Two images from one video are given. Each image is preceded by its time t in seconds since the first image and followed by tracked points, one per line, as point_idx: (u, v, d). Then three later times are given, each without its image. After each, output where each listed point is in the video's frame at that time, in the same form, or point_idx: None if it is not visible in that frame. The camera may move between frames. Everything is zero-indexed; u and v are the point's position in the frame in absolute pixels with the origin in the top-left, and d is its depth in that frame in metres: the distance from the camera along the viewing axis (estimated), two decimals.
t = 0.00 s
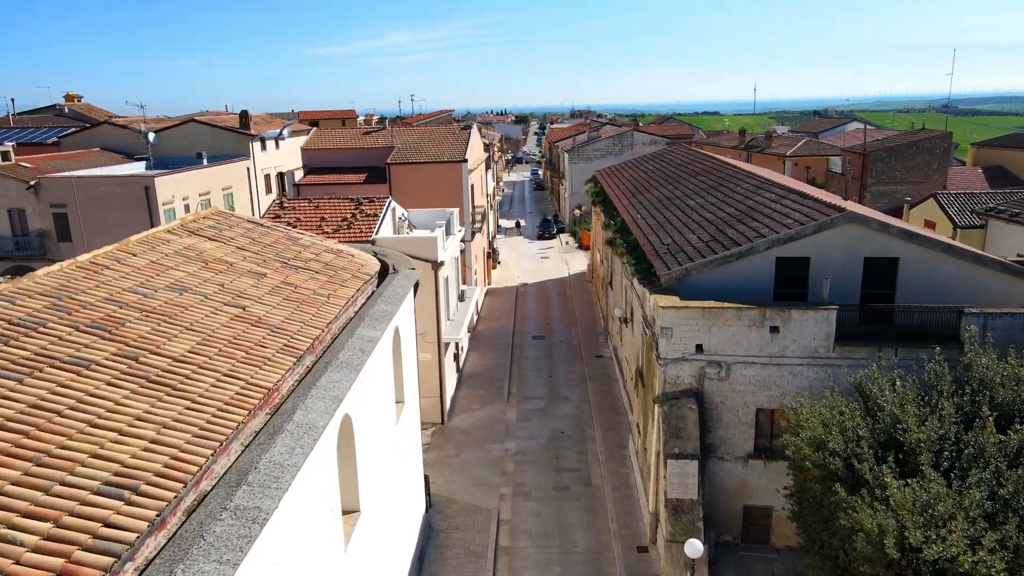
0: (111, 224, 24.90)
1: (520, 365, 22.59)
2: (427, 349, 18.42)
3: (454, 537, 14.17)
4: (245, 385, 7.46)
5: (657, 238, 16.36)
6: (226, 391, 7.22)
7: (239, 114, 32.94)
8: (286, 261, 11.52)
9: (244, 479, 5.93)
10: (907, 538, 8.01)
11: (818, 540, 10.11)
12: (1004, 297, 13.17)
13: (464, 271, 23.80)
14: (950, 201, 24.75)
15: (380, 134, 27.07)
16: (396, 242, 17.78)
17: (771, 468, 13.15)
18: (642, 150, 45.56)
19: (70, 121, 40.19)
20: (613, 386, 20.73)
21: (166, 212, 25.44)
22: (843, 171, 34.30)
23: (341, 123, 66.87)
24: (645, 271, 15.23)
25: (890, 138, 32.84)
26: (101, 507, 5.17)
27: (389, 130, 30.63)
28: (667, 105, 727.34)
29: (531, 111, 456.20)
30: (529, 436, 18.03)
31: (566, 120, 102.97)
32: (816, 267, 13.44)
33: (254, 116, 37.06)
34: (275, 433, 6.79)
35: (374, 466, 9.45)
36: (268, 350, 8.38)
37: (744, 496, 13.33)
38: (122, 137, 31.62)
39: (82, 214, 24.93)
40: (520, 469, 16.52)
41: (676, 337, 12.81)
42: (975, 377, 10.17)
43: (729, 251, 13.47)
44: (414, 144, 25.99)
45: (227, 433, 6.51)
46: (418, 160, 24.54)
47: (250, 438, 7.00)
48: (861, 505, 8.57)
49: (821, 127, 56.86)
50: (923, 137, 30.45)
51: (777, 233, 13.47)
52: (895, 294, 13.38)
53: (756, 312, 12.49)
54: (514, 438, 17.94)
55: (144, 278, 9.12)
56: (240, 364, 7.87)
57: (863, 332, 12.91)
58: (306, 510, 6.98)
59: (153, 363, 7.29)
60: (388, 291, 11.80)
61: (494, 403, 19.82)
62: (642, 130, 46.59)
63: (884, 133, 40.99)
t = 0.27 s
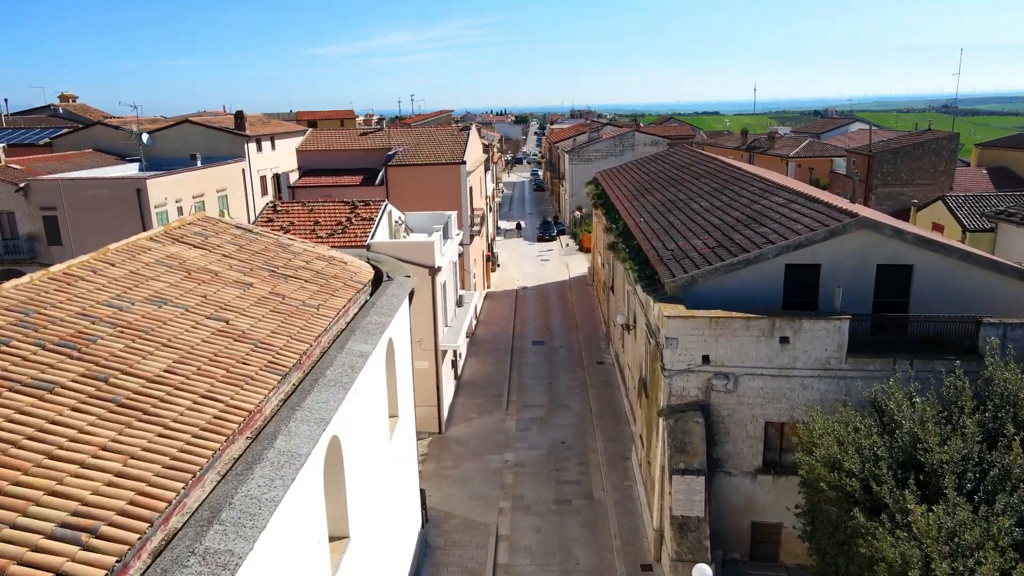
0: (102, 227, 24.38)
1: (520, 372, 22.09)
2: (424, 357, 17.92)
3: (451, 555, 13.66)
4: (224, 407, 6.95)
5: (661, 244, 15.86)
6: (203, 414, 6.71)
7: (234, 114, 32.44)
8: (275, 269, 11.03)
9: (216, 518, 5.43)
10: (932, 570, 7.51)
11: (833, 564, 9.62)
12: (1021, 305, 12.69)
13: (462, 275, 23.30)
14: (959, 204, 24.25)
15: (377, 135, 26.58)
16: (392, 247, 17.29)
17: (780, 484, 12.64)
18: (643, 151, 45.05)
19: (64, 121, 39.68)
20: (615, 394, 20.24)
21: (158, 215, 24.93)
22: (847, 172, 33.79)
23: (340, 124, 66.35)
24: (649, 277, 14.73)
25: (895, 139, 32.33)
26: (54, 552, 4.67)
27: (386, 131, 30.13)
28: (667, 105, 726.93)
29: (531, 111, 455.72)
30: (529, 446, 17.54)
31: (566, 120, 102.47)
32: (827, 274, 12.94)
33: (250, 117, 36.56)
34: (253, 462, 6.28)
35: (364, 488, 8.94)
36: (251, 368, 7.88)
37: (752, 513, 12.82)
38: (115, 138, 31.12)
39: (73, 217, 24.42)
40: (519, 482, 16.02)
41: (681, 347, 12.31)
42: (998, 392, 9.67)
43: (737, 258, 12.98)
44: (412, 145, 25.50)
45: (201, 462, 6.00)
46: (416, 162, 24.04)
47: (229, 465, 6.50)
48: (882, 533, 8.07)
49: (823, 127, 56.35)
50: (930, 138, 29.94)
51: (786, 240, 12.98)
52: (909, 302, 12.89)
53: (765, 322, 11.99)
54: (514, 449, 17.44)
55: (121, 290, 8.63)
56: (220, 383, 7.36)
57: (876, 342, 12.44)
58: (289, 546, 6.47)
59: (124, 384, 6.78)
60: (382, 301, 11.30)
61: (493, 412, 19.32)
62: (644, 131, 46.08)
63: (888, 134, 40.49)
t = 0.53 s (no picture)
0: (93, 230, 23.86)
1: (520, 379, 21.57)
2: (421, 365, 17.43)
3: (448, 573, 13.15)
4: (201, 431, 6.44)
5: (666, 249, 15.36)
6: (177, 441, 6.20)
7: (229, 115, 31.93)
8: (263, 279, 10.53)
9: (185, 563, 4.94)
10: None
11: None
12: None
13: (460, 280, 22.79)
14: (968, 206, 23.75)
15: (373, 136, 26.07)
16: (388, 253, 16.78)
17: (791, 501, 12.13)
18: (644, 152, 44.53)
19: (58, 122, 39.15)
20: (617, 402, 19.72)
21: (150, 217, 24.41)
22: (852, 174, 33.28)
23: (338, 125, 65.84)
24: (653, 284, 14.23)
25: (901, 140, 31.83)
26: None
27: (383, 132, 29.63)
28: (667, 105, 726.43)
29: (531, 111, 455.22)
30: (529, 457, 17.03)
31: (566, 121, 101.90)
32: (839, 282, 12.44)
33: (246, 117, 36.04)
34: (229, 496, 5.77)
35: (354, 513, 8.43)
36: (232, 388, 7.37)
37: (761, 531, 12.30)
38: (107, 139, 30.59)
39: (62, 220, 23.89)
40: (519, 495, 15.51)
41: (688, 358, 11.81)
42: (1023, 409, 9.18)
43: (745, 265, 12.49)
44: (409, 146, 25.00)
45: (172, 496, 5.50)
46: (413, 164, 23.54)
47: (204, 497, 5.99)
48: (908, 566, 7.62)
49: (826, 128, 55.83)
50: (936, 139, 29.43)
51: (796, 246, 12.48)
52: (925, 311, 12.40)
53: (776, 332, 11.49)
54: (513, 460, 16.94)
55: (96, 303, 8.13)
56: (197, 405, 6.85)
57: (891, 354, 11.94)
58: None
59: (92, 408, 6.28)
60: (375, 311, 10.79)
61: (492, 421, 18.81)
62: (644, 131, 45.56)
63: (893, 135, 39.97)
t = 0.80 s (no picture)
0: (83, 233, 23.36)
1: (519, 386, 21.08)
2: (418, 373, 16.94)
3: None
4: (173, 460, 5.94)
5: (671, 254, 14.85)
6: (146, 472, 5.71)
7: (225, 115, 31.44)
8: (249, 288, 10.03)
9: None
10: None
11: None
12: None
13: (459, 284, 22.30)
14: (977, 209, 23.25)
15: (370, 138, 25.58)
16: (384, 259, 16.29)
17: (802, 519, 11.63)
18: (646, 152, 44.04)
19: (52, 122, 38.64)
20: (619, 411, 19.23)
21: (142, 220, 23.90)
22: (857, 175, 32.79)
23: (337, 125, 65.38)
24: (658, 291, 13.73)
25: (907, 141, 31.33)
26: None
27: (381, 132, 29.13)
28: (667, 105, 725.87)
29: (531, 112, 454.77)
30: (529, 468, 16.54)
31: (566, 122, 101.39)
32: (851, 290, 11.94)
33: (242, 117, 35.54)
34: (201, 536, 5.29)
35: (343, 540, 7.92)
36: (210, 410, 6.87)
37: (770, 550, 11.80)
38: (100, 139, 30.08)
39: (52, 222, 23.38)
40: (518, 509, 15.02)
41: (695, 371, 11.31)
42: None
43: (755, 272, 11.99)
44: (407, 147, 24.51)
45: (137, 537, 5.01)
46: (411, 165, 23.04)
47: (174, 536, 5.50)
48: None
49: (828, 128, 55.35)
50: (943, 140, 28.94)
51: (808, 253, 11.97)
52: (941, 320, 11.91)
53: (787, 344, 10.98)
54: (513, 472, 16.45)
55: (66, 317, 7.64)
56: (171, 430, 6.36)
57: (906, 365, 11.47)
58: None
59: (53, 438, 5.78)
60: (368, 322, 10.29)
61: (491, 431, 18.31)
62: (646, 132, 45.07)
63: (897, 135, 39.47)
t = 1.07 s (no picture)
0: (74, 236, 22.85)
1: (519, 393, 20.58)
2: (415, 383, 16.44)
3: None
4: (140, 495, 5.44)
5: (676, 260, 14.35)
6: (109, 509, 5.20)
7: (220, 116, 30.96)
8: (235, 299, 9.54)
9: None
10: None
11: None
12: None
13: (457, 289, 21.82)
14: (988, 212, 22.75)
15: (367, 139, 25.09)
16: (380, 265, 15.80)
17: (814, 538, 11.13)
18: (647, 153, 43.55)
19: (45, 122, 38.14)
20: (622, 420, 18.73)
21: (135, 223, 23.38)
22: (862, 176, 32.29)
23: (336, 125, 64.93)
24: (663, 298, 13.22)
25: (914, 142, 30.83)
26: None
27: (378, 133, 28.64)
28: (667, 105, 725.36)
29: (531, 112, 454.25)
30: (529, 480, 16.04)
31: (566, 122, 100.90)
32: (866, 300, 11.43)
33: (238, 118, 35.05)
34: None
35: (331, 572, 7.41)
36: (185, 435, 6.37)
37: (782, 571, 11.29)
38: (92, 140, 29.58)
39: (42, 226, 22.87)
40: (518, 523, 14.52)
41: (702, 384, 10.80)
42: None
43: (764, 280, 11.48)
44: (404, 148, 24.03)
45: None
46: (408, 167, 22.55)
47: None
48: None
49: (831, 129, 54.86)
50: (951, 141, 28.44)
51: (820, 260, 11.46)
52: (958, 331, 11.42)
53: (799, 357, 10.47)
54: (512, 484, 15.95)
55: (34, 335, 7.15)
56: (140, 460, 5.85)
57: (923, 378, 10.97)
58: None
59: (7, 472, 5.28)
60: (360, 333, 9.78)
61: (490, 440, 17.82)
62: (647, 132, 44.59)
63: (902, 136, 38.97)
